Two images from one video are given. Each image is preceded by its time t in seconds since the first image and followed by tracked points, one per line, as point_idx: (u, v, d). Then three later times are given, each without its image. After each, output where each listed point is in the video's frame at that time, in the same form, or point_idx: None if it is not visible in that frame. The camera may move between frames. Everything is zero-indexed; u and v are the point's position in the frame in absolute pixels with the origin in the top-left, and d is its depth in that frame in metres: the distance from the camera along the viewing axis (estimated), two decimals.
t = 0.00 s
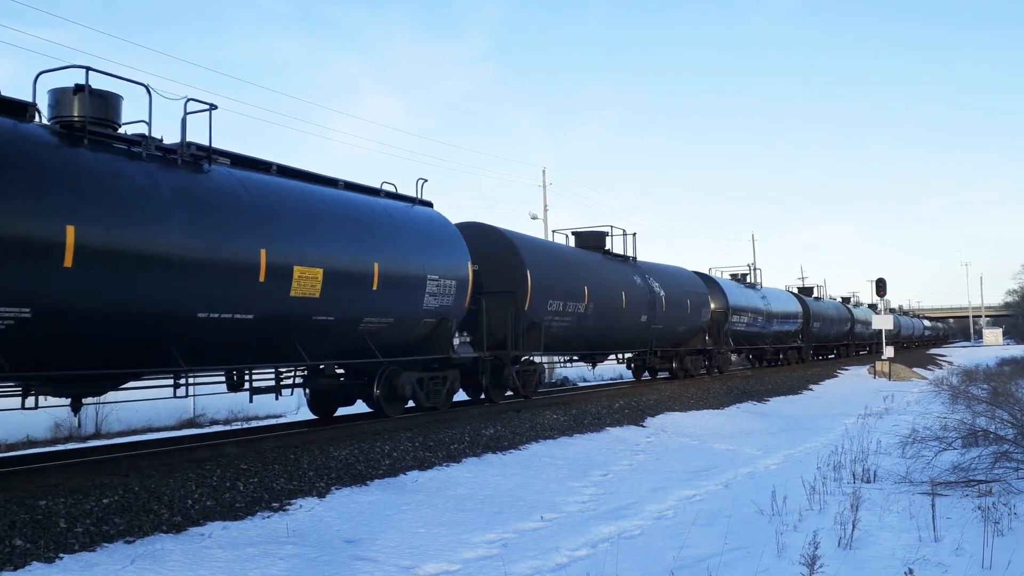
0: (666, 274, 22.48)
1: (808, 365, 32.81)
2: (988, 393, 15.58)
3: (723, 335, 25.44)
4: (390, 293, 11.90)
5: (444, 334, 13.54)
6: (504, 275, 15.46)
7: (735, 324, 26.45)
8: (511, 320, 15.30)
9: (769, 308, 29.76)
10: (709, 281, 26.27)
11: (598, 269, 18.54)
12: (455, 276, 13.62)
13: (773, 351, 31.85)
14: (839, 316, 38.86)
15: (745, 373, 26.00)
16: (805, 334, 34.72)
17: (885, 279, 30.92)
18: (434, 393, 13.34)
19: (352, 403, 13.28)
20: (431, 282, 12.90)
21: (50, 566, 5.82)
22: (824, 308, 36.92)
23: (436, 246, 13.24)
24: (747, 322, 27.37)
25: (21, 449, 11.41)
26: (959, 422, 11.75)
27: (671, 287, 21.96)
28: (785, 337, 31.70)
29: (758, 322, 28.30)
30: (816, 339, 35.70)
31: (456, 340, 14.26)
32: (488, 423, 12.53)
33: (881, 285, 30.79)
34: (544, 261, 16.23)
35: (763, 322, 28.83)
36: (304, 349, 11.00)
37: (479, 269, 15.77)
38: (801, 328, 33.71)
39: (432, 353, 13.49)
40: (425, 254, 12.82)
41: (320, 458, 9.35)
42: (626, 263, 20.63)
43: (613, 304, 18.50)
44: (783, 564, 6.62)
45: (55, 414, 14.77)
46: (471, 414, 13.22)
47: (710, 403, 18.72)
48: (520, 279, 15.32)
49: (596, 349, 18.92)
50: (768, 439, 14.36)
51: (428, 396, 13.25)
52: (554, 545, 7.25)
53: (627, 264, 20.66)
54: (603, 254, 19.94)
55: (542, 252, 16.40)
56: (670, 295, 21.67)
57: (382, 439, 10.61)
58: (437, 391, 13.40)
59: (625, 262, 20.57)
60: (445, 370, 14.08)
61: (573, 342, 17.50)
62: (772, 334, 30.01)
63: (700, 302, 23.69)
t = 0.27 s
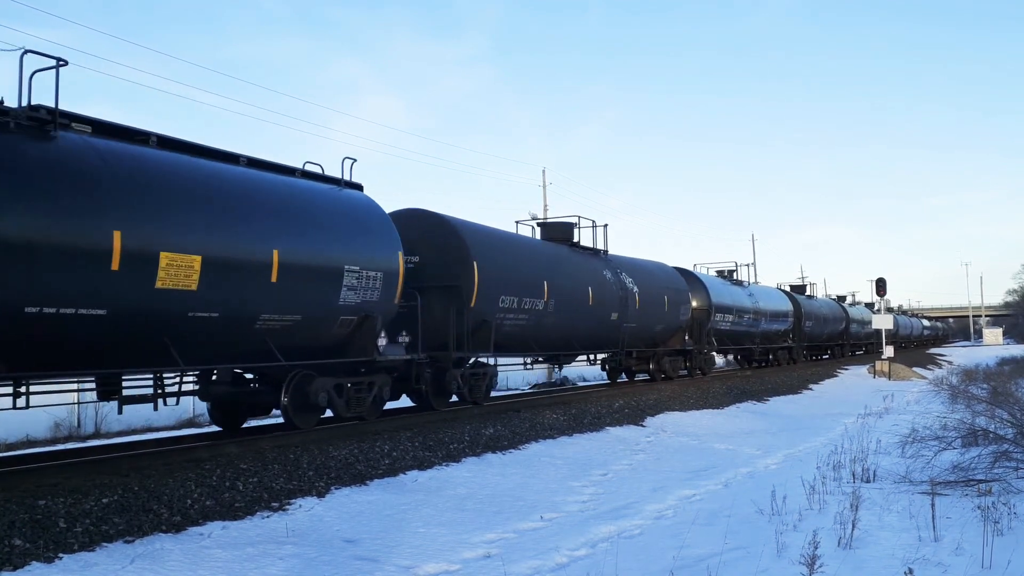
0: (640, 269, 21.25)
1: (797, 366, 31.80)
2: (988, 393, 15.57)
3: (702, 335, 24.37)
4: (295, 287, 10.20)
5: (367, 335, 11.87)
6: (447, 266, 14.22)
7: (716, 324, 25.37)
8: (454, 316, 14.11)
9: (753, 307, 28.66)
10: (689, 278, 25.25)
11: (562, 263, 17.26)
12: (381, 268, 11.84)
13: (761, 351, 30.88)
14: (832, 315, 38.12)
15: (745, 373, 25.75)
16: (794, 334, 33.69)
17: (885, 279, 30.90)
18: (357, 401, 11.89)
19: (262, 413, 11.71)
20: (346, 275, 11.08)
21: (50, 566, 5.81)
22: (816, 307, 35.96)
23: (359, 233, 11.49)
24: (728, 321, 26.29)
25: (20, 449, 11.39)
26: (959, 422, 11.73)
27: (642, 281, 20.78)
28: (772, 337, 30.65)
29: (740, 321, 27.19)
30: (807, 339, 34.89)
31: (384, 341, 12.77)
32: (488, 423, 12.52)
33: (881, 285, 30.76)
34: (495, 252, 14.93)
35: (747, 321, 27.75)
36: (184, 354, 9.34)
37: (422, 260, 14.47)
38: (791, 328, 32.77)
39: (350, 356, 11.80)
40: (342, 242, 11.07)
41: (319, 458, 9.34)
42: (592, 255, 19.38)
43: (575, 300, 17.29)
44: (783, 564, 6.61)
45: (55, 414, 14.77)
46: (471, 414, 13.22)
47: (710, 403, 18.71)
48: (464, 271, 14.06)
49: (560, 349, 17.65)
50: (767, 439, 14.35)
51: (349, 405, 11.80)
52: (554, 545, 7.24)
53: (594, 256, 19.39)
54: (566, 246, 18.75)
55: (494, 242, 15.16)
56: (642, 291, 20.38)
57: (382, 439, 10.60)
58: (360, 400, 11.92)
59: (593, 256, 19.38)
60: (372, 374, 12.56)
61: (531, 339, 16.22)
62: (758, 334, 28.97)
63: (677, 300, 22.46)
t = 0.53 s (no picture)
0: (610, 263, 19.58)
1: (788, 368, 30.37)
2: (988, 393, 15.57)
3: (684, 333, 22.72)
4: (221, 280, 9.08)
5: (265, 336, 10.01)
6: (375, 256, 12.39)
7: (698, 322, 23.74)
8: (382, 313, 12.36)
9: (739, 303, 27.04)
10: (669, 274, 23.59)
11: (518, 256, 15.54)
12: (283, 258, 9.88)
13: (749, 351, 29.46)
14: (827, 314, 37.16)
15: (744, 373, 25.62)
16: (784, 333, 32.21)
17: (885, 279, 30.89)
18: (253, 413, 10.01)
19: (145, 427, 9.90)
20: (233, 263, 9.18)
21: (50, 566, 5.81)
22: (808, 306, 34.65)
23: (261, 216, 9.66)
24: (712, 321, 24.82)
25: (20, 449, 11.40)
26: (959, 422, 11.74)
27: (612, 277, 19.13)
28: (759, 336, 29.10)
29: (724, 319, 25.53)
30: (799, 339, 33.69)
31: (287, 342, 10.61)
32: (488, 423, 12.52)
33: (881, 285, 30.77)
34: (435, 242, 13.21)
35: (733, 319, 26.10)
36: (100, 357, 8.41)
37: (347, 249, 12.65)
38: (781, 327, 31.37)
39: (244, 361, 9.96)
40: (231, 224, 9.18)
41: (320, 458, 9.34)
42: (555, 248, 17.64)
43: (534, 297, 15.57)
44: (782, 564, 6.62)
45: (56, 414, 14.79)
46: (471, 414, 13.22)
47: (711, 403, 18.71)
48: (394, 260, 12.30)
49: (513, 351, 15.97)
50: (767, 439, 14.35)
51: (242, 417, 9.88)
52: (554, 545, 7.24)
53: (557, 249, 17.62)
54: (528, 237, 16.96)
55: (435, 232, 13.45)
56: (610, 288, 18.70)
57: (382, 439, 10.60)
58: (260, 411, 10.10)
59: (557, 248, 17.63)
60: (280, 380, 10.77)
61: (479, 337, 14.55)
62: (744, 334, 27.41)
63: (653, 296, 20.73)
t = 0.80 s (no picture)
0: (576, 255, 18.05)
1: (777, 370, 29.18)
2: (988, 393, 15.58)
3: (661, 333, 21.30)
4: (115, 275, 7.86)
5: (124, 336, 8.17)
6: (279, 243, 10.67)
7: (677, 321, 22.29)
8: (285, 308, 10.66)
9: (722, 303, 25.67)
10: (644, 270, 22.19)
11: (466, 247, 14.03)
12: (146, 241, 8.11)
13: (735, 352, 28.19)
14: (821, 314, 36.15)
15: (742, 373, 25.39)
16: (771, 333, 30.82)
17: (885, 279, 30.91)
18: (111, 430, 8.01)
19: None
20: (76, 246, 7.45)
21: (50, 566, 5.81)
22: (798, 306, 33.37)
23: (114, 187, 7.90)
24: (694, 320, 23.44)
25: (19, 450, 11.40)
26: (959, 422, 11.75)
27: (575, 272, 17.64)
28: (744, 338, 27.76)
29: (705, 319, 24.16)
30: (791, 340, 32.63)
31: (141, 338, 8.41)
32: (488, 423, 12.52)
33: (881, 285, 30.78)
34: (360, 232, 11.58)
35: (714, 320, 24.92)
36: None
37: (249, 237, 10.84)
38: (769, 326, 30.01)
39: (99, 367, 8.10)
40: (128, 212, 7.96)
41: (319, 458, 9.34)
42: (510, 239, 16.14)
43: (481, 294, 14.06)
44: (783, 564, 6.62)
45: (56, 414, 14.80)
46: (471, 414, 13.22)
47: (711, 403, 18.71)
48: (302, 247, 10.58)
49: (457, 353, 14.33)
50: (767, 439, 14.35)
51: (94, 434, 7.91)
52: (554, 545, 7.24)
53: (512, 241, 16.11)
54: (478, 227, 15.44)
55: (359, 219, 11.66)
56: (571, 281, 17.19)
57: (382, 439, 10.60)
58: (122, 427, 8.11)
59: (513, 239, 16.22)
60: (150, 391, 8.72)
61: (415, 338, 12.95)
62: (727, 333, 26.07)
63: (620, 290, 19.15)
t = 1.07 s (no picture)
0: (539, 248, 16.55)
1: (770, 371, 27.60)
2: (988, 393, 15.58)
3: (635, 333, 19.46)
4: None
5: None
6: (152, 227, 8.69)
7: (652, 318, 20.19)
8: (144, 305, 8.72)
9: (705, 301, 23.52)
10: (620, 264, 20.31)
11: (406, 235, 12.38)
12: None
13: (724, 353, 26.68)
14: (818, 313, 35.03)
15: (742, 374, 25.19)
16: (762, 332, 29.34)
17: (885, 279, 30.92)
18: None
19: None
20: None
21: (50, 566, 5.81)
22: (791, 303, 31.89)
23: None
24: (672, 318, 21.32)
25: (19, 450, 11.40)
26: (959, 422, 11.76)
27: (537, 268, 15.94)
28: (733, 336, 26.14)
29: (684, 317, 22.00)
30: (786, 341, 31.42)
31: None
32: (488, 423, 12.52)
33: (881, 286, 30.80)
34: (265, 217, 9.74)
35: (699, 318, 23.10)
36: None
37: (116, 218, 8.78)
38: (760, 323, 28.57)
39: None
40: None
41: (319, 458, 9.34)
42: (458, 227, 14.45)
43: (422, 292, 12.39)
44: (783, 564, 6.62)
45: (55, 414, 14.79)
46: (471, 414, 13.22)
47: (711, 403, 18.71)
48: (178, 234, 8.66)
49: (388, 344, 12.24)
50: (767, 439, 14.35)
51: None
52: (554, 545, 7.25)
53: (462, 229, 14.46)
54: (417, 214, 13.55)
55: (275, 201, 10.06)
56: (529, 277, 15.45)
57: (382, 439, 10.60)
58: None
59: (461, 229, 14.48)
60: None
61: (337, 341, 11.26)
62: (712, 333, 24.12)
63: (586, 288, 17.43)
